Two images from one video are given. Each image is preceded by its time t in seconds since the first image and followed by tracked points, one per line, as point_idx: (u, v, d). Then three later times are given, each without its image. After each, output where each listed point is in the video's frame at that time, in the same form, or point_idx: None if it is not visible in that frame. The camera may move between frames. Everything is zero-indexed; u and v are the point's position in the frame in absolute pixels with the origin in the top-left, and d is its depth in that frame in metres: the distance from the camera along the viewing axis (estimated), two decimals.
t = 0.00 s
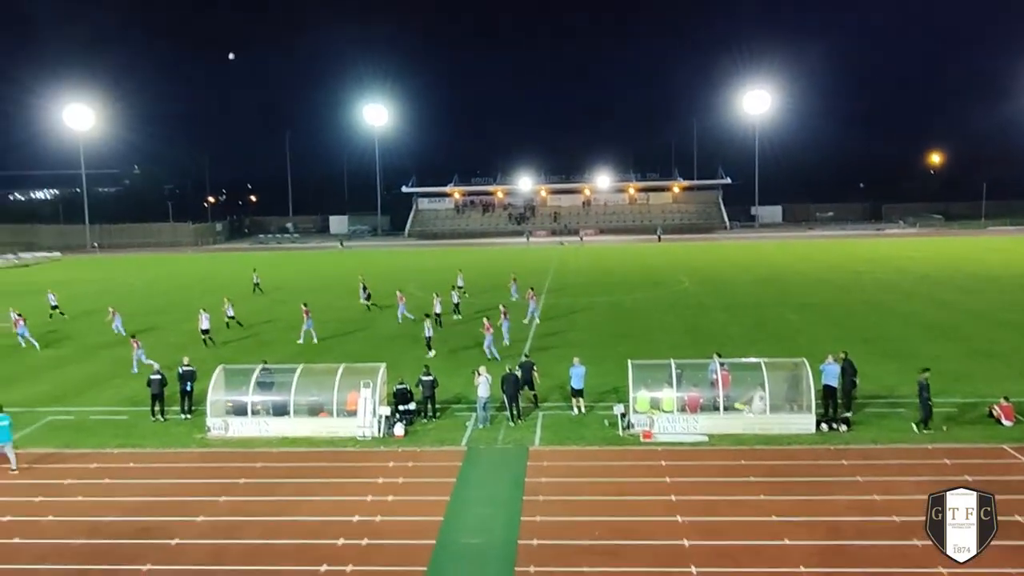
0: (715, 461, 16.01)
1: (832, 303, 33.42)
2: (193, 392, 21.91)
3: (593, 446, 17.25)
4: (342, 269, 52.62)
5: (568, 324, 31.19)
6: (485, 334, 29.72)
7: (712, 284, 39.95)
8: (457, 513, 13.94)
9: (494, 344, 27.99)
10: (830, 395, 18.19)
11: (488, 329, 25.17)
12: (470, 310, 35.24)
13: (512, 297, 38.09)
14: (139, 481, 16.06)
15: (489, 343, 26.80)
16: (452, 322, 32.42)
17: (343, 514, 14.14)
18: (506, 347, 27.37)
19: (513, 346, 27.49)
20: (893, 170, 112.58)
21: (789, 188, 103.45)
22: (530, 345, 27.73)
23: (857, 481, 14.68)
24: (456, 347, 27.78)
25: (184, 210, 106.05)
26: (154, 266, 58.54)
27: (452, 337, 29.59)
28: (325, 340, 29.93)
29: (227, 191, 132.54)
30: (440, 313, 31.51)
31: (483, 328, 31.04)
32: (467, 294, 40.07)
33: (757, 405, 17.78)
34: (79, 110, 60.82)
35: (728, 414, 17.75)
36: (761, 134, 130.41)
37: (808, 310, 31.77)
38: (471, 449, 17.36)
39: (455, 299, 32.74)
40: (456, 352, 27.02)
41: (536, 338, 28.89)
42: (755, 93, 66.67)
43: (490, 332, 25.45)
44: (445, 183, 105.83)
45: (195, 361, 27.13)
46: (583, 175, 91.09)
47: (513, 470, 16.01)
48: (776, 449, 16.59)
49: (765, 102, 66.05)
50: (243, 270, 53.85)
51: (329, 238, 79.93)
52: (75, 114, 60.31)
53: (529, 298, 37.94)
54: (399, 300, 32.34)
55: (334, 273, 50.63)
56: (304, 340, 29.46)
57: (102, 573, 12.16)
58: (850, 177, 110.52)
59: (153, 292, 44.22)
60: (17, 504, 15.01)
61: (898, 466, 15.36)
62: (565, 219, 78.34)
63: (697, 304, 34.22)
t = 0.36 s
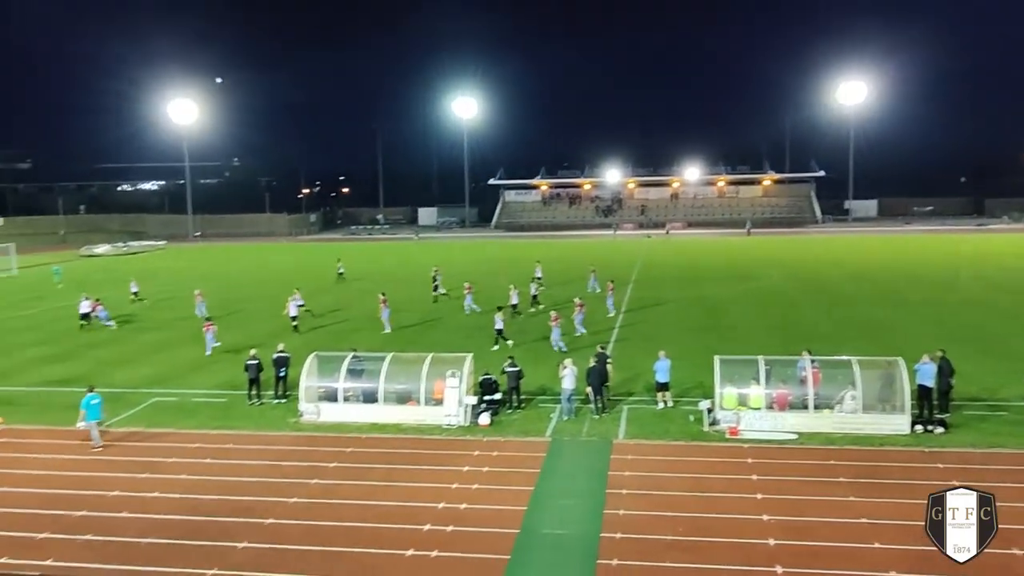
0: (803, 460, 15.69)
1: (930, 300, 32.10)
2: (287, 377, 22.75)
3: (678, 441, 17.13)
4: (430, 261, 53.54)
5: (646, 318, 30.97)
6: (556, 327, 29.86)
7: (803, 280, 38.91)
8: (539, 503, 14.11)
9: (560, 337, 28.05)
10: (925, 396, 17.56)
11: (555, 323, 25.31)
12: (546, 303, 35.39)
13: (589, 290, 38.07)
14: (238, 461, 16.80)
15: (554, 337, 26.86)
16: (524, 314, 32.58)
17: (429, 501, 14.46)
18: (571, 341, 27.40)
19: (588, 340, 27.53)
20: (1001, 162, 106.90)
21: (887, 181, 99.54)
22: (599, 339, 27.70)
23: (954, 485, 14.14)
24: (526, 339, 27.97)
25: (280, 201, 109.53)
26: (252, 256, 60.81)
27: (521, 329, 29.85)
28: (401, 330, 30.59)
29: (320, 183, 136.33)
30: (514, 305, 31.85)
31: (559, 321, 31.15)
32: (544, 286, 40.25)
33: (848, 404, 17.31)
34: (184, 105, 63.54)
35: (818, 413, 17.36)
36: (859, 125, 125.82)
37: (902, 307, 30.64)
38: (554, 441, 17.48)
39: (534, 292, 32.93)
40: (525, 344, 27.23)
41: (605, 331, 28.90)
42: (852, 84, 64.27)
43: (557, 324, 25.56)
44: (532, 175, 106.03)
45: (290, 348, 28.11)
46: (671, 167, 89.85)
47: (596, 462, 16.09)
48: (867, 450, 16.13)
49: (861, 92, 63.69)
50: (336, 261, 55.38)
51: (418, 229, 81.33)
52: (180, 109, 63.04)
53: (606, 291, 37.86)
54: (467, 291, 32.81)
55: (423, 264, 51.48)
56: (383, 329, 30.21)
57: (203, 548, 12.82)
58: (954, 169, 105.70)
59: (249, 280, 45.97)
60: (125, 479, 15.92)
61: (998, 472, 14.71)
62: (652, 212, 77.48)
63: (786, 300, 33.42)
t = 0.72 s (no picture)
0: (895, 463, 15.22)
1: None
2: (374, 367, 23.36)
3: (763, 439, 16.85)
4: (515, 254, 53.95)
5: (728, 315, 30.51)
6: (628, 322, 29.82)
7: (898, 277, 37.54)
8: (622, 498, 14.13)
9: (626, 333, 27.98)
10: None
11: (622, 317, 25.35)
12: (623, 298, 35.27)
13: (667, 285, 37.76)
14: (329, 447, 17.38)
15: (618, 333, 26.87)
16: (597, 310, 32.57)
17: (512, 491, 14.66)
18: (635, 337, 27.36)
19: (661, 335, 27.39)
20: None
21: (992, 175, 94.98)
22: (669, 334, 27.53)
23: None
24: (595, 334, 28.00)
25: (370, 195, 112.13)
26: (343, 248, 62.41)
27: (589, 323, 29.96)
28: (473, 322, 31.13)
29: (409, 177, 138.80)
30: (590, 299, 31.93)
31: (636, 316, 31.00)
32: (629, 281, 40.06)
33: (943, 407, 16.73)
34: (279, 102, 65.64)
35: (911, 415, 16.83)
36: (963, 118, 120.32)
37: (1006, 307, 29.25)
38: (637, 436, 17.44)
39: (614, 286, 32.85)
40: (595, 339, 27.28)
41: (676, 327, 28.77)
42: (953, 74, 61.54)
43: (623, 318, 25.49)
44: (618, 169, 105.44)
45: (378, 338, 28.76)
46: (761, 161, 87.92)
47: (680, 459, 16.00)
48: (965, 454, 15.53)
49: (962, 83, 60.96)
50: (423, 253, 56.32)
51: (502, 223, 82.00)
52: (275, 105, 65.16)
53: (684, 287, 37.48)
54: (532, 284, 33.06)
55: (507, 257, 51.89)
56: (454, 320, 30.84)
57: (293, 529, 13.35)
58: None
59: (339, 272, 47.33)
60: (222, 461, 16.67)
61: None
62: (740, 207, 76.07)
63: (880, 298, 32.34)
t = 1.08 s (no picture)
0: (987, 468, 14.63)
1: None
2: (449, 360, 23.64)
3: (845, 440, 16.41)
4: (590, 249, 53.78)
5: (804, 311, 29.87)
6: (692, 318, 29.61)
7: (991, 275, 36.00)
8: (698, 496, 13.98)
9: (684, 330, 27.78)
10: None
11: (680, 313, 25.28)
12: (691, 294, 34.97)
13: (739, 281, 37.20)
14: (406, 439, 17.67)
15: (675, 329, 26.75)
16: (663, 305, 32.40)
17: (586, 487, 14.67)
18: (693, 333, 27.18)
19: (726, 332, 27.14)
20: None
21: None
22: (732, 331, 27.24)
23: None
24: (655, 330, 27.92)
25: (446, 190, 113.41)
26: (420, 242, 63.27)
27: (652, 318, 29.89)
28: (535, 316, 31.43)
29: (486, 173, 139.76)
30: (656, 296, 31.83)
31: (704, 312, 30.71)
32: (706, 277, 39.49)
33: None
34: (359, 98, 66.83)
35: (1004, 418, 16.15)
36: None
37: None
38: (714, 434, 17.21)
39: (683, 281, 32.55)
40: (657, 334, 27.20)
41: (747, 323, 28.33)
42: None
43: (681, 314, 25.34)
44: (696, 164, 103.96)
45: (453, 331, 29.10)
46: (845, 154, 85.46)
47: (758, 458, 15.72)
48: None
49: None
50: (499, 248, 56.65)
51: (578, 218, 81.90)
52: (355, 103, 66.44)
53: (756, 282, 36.93)
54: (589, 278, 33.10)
55: (582, 252, 51.77)
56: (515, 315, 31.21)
57: (370, 518, 13.66)
58: None
59: (417, 266, 48.01)
60: (303, 450, 17.15)
61: None
62: (823, 201, 74.10)
63: (970, 296, 31.10)
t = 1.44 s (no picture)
0: None
1: None
2: (513, 356, 23.69)
3: (920, 444, 15.90)
4: (655, 246, 53.29)
5: (875, 310, 29.06)
6: (752, 316, 29.18)
7: None
8: (764, 498, 13.70)
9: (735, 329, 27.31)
10: None
11: (730, 311, 24.97)
12: (750, 292, 34.46)
13: (802, 279, 36.49)
14: (470, 434, 17.79)
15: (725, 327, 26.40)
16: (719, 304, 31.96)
17: (650, 486, 14.52)
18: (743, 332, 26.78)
19: (782, 331, 26.67)
20: None
21: None
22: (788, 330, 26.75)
23: None
24: (707, 328, 27.57)
25: (512, 187, 113.73)
26: (486, 239, 63.58)
27: (706, 317, 29.54)
28: (588, 312, 31.51)
29: (551, 170, 139.78)
30: (713, 292, 31.47)
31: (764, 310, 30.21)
32: (776, 274, 38.73)
33: None
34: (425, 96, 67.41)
35: None
36: None
37: None
38: (782, 435, 16.84)
39: (743, 279, 32.06)
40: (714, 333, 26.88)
41: (817, 322, 27.68)
42: None
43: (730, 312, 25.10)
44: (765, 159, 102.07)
45: (518, 328, 29.16)
46: (922, 148, 82.74)
47: (828, 460, 15.34)
48: None
49: None
50: (564, 244, 56.59)
51: (644, 215, 81.23)
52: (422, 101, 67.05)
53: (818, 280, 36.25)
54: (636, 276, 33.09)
55: (648, 249, 51.35)
56: (569, 311, 31.38)
57: (435, 512, 13.78)
58: None
59: (482, 262, 48.25)
60: (369, 444, 17.41)
61: None
62: (898, 197, 71.92)
63: None
